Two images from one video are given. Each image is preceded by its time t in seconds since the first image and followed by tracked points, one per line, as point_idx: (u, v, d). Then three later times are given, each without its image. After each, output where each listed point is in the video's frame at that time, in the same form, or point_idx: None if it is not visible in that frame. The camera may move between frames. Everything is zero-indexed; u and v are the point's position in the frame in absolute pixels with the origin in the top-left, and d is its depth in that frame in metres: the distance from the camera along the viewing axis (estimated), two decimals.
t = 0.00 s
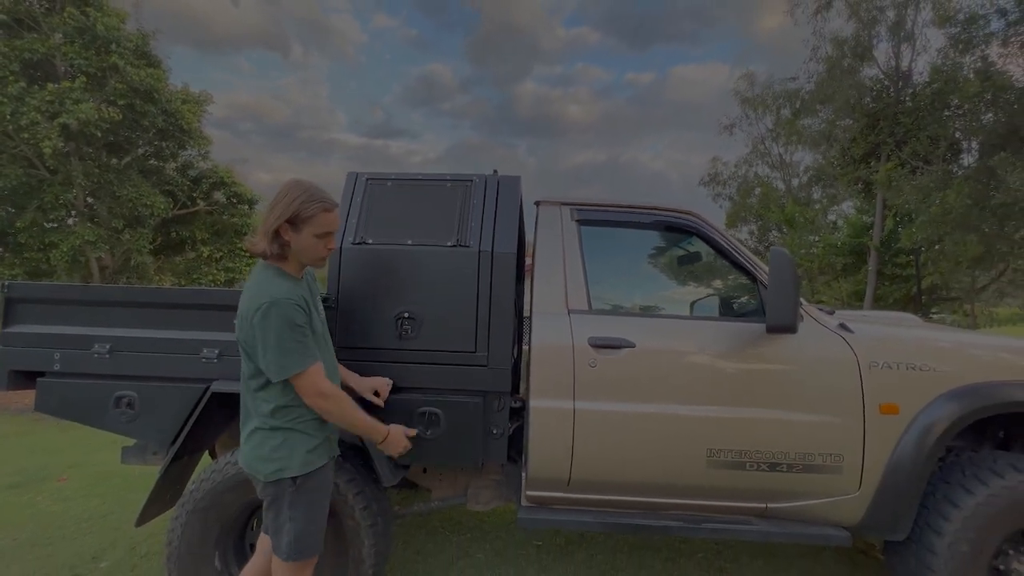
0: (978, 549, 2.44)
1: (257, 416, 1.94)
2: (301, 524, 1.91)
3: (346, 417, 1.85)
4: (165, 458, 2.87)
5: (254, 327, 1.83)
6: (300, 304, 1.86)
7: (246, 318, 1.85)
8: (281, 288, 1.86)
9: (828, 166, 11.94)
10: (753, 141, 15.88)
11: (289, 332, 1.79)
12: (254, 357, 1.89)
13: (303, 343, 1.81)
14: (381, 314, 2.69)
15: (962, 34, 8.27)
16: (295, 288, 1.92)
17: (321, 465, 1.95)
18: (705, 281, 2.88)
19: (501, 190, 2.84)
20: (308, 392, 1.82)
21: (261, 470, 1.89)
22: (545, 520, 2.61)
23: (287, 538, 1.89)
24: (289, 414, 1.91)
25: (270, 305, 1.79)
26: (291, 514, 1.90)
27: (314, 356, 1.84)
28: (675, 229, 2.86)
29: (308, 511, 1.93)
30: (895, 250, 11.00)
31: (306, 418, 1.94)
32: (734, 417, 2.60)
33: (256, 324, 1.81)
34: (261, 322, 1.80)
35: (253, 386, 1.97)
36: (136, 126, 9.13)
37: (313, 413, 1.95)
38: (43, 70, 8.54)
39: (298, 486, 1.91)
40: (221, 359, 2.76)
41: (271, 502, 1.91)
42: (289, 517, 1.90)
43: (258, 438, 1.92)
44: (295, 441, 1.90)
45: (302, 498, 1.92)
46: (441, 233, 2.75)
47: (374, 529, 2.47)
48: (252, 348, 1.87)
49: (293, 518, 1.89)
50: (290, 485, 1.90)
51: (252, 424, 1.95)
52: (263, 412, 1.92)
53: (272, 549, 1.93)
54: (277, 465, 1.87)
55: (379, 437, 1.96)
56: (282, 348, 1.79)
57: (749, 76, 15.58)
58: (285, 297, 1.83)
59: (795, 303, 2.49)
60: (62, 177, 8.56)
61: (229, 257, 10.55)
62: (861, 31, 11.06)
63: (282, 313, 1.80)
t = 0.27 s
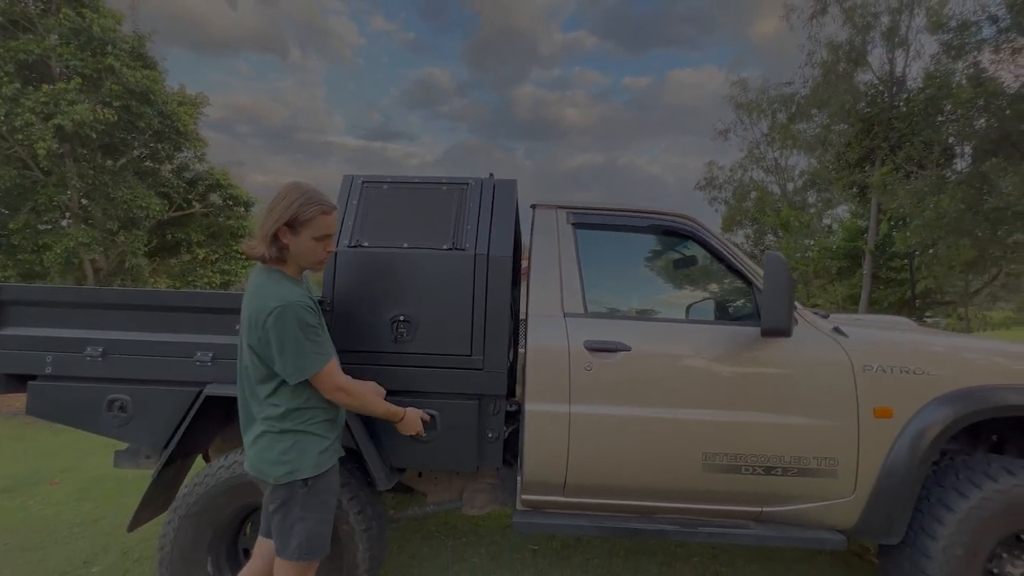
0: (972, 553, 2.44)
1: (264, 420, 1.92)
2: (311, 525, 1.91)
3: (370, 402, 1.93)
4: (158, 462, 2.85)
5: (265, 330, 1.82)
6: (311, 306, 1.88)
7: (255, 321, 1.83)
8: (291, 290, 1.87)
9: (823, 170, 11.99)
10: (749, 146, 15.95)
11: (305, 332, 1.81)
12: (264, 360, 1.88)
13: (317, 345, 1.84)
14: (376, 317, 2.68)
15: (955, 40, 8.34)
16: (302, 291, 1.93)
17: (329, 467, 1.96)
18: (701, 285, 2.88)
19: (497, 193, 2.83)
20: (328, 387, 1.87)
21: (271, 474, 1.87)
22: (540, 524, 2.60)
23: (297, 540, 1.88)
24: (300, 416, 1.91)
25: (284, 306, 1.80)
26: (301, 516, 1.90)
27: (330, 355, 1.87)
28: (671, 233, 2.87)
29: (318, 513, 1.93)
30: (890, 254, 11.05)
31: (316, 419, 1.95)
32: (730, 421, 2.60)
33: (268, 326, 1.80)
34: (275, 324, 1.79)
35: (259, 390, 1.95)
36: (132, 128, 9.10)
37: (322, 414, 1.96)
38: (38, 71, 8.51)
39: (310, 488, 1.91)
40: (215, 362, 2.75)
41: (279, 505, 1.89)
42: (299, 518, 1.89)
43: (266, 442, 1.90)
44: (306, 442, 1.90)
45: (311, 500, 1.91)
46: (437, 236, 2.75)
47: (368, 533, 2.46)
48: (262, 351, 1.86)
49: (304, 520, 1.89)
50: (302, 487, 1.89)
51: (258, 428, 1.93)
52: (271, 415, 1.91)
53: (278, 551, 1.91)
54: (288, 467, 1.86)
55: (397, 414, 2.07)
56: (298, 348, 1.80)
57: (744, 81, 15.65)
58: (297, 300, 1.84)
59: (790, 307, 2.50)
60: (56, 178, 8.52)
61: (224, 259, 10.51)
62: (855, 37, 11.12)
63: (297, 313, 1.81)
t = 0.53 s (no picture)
0: (968, 556, 2.44)
1: (264, 428, 1.91)
2: (311, 533, 1.90)
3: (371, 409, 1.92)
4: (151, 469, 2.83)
5: (265, 338, 1.81)
6: (310, 313, 1.87)
7: (254, 330, 1.82)
8: (289, 297, 1.86)
9: (818, 174, 12.03)
10: (744, 149, 16.01)
11: (305, 338, 1.80)
12: (263, 367, 1.87)
13: (317, 352, 1.83)
14: (371, 323, 2.67)
15: (947, 45, 8.40)
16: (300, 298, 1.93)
17: (330, 474, 1.96)
18: (697, 288, 2.88)
19: (493, 198, 2.83)
20: (329, 394, 1.86)
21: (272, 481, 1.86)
22: (536, 529, 2.59)
23: (297, 547, 1.87)
24: (300, 423, 1.90)
25: (283, 313, 1.79)
26: (302, 523, 1.89)
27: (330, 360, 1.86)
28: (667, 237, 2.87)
29: (319, 520, 1.93)
30: (885, 257, 11.10)
31: (317, 425, 1.94)
32: (726, 426, 2.60)
33: (268, 334, 1.79)
34: (275, 331, 1.78)
35: (257, 397, 1.94)
36: (127, 132, 9.07)
37: (323, 420, 1.96)
38: (33, 75, 8.48)
39: (311, 495, 1.91)
40: (209, 368, 2.73)
41: (279, 512, 1.88)
42: (300, 525, 1.89)
43: (266, 449, 1.88)
44: (307, 449, 1.90)
45: (312, 507, 1.91)
46: (433, 240, 2.74)
47: (363, 540, 2.44)
48: (262, 359, 1.85)
49: (305, 527, 1.89)
50: (303, 493, 1.89)
51: (258, 435, 1.91)
52: (271, 422, 1.90)
53: (277, 559, 1.90)
54: (289, 474, 1.85)
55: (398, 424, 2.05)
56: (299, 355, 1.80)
57: (739, 85, 15.73)
58: (296, 307, 1.83)
59: (785, 311, 2.50)
60: (51, 183, 8.48)
61: (220, 264, 10.51)
62: (849, 41, 11.19)
63: (297, 320, 1.81)
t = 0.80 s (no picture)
0: (968, 559, 2.44)
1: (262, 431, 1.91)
2: (306, 539, 1.89)
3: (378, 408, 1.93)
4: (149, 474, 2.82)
5: (264, 343, 1.81)
6: (310, 319, 1.86)
7: (255, 334, 1.83)
8: (289, 303, 1.86)
9: (816, 175, 12.03)
10: (742, 151, 16.04)
11: (305, 343, 1.80)
12: (263, 372, 1.88)
13: (316, 359, 1.82)
14: (370, 326, 2.66)
15: (945, 47, 8.43)
16: (300, 303, 1.92)
17: (326, 480, 1.95)
18: (696, 291, 2.88)
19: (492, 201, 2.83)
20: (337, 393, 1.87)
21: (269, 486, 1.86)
22: (536, 533, 2.59)
23: (291, 554, 1.87)
24: (298, 428, 1.90)
25: (283, 319, 1.79)
26: (296, 530, 1.89)
27: (331, 366, 1.85)
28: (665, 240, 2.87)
29: (313, 526, 1.92)
30: (883, 259, 11.12)
31: (315, 430, 1.93)
32: (725, 428, 2.60)
33: (267, 339, 1.79)
34: (273, 338, 1.78)
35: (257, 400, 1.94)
36: (126, 136, 9.08)
37: (321, 425, 1.95)
38: (32, 79, 8.48)
39: (305, 502, 1.90)
40: (207, 372, 2.73)
41: (274, 517, 1.88)
42: (294, 532, 1.88)
43: (263, 453, 1.88)
44: (304, 454, 1.89)
45: (306, 514, 1.90)
46: (431, 243, 2.74)
47: (362, 545, 2.43)
48: (261, 364, 1.85)
49: (299, 533, 1.88)
50: (297, 500, 1.89)
51: (256, 439, 1.92)
52: (269, 427, 1.90)
53: (271, 565, 1.89)
54: (285, 480, 1.85)
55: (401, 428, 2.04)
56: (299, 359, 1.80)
57: (737, 87, 15.76)
58: (296, 314, 1.82)
59: (784, 314, 2.50)
60: (50, 186, 8.48)
61: (219, 267, 10.52)
62: (847, 43, 11.21)
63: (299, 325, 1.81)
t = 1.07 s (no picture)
0: (972, 559, 2.43)
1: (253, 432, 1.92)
2: (294, 544, 1.89)
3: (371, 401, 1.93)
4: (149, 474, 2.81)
5: (252, 343, 1.81)
6: (298, 319, 1.84)
7: (244, 334, 1.83)
8: (278, 302, 1.85)
9: (816, 176, 12.02)
10: (743, 152, 16.04)
11: (291, 343, 1.79)
12: (253, 371, 1.88)
13: (302, 359, 1.80)
14: (370, 326, 2.66)
15: (945, 48, 8.42)
16: (291, 302, 1.91)
17: (316, 483, 1.93)
18: (696, 291, 2.88)
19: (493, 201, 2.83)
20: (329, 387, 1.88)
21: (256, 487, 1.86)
22: (537, 534, 2.58)
23: (278, 558, 1.88)
24: (286, 430, 1.89)
25: (269, 318, 1.78)
26: (283, 534, 1.89)
27: (319, 366, 1.84)
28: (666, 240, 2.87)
29: (300, 531, 1.91)
30: (884, 260, 11.12)
31: (304, 432, 1.92)
32: (727, 429, 2.59)
33: (254, 339, 1.79)
34: (259, 337, 1.78)
35: (250, 400, 1.95)
36: (127, 137, 9.08)
37: (311, 426, 1.93)
38: (33, 81, 8.48)
39: (292, 506, 1.89)
40: (207, 372, 2.73)
41: (264, 520, 1.90)
42: (281, 536, 1.89)
43: (252, 454, 1.88)
44: (290, 457, 1.87)
45: (293, 519, 1.89)
46: (432, 244, 2.73)
47: (362, 545, 2.42)
48: (251, 364, 1.85)
49: (285, 539, 1.87)
50: (283, 504, 1.87)
51: (247, 439, 1.92)
52: (258, 428, 1.90)
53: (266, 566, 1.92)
54: (270, 482, 1.84)
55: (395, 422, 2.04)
56: (284, 360, 1.79)
57: (738, 88, 15.76)
58: (283, 313, 1.81)
59: (785, 314, 2.49)
60: (50, 188, 8.48)
61: (219, 268, 10.54)
62: (848, 44, 11.19)
63: (285, 324, 1.80)
